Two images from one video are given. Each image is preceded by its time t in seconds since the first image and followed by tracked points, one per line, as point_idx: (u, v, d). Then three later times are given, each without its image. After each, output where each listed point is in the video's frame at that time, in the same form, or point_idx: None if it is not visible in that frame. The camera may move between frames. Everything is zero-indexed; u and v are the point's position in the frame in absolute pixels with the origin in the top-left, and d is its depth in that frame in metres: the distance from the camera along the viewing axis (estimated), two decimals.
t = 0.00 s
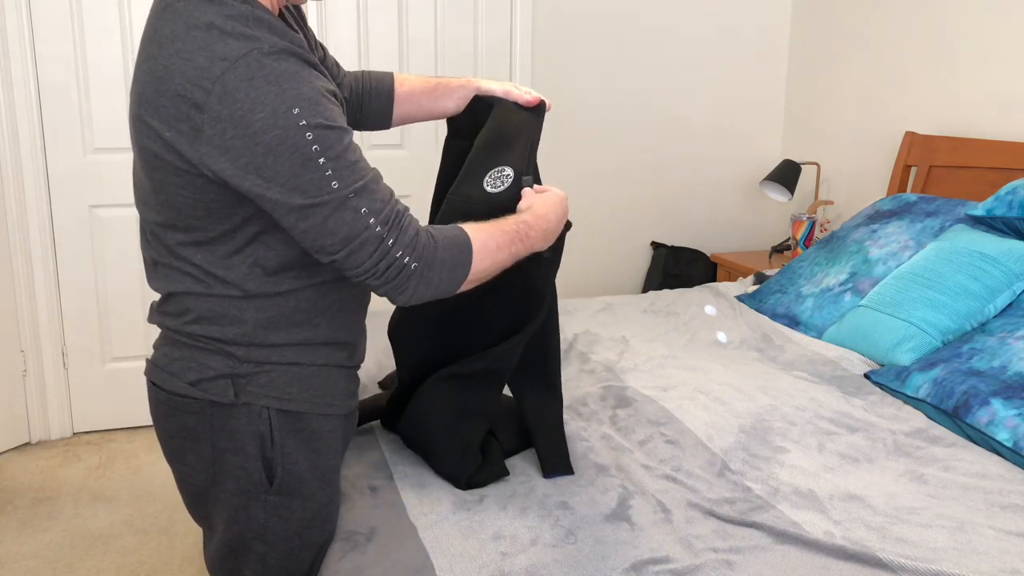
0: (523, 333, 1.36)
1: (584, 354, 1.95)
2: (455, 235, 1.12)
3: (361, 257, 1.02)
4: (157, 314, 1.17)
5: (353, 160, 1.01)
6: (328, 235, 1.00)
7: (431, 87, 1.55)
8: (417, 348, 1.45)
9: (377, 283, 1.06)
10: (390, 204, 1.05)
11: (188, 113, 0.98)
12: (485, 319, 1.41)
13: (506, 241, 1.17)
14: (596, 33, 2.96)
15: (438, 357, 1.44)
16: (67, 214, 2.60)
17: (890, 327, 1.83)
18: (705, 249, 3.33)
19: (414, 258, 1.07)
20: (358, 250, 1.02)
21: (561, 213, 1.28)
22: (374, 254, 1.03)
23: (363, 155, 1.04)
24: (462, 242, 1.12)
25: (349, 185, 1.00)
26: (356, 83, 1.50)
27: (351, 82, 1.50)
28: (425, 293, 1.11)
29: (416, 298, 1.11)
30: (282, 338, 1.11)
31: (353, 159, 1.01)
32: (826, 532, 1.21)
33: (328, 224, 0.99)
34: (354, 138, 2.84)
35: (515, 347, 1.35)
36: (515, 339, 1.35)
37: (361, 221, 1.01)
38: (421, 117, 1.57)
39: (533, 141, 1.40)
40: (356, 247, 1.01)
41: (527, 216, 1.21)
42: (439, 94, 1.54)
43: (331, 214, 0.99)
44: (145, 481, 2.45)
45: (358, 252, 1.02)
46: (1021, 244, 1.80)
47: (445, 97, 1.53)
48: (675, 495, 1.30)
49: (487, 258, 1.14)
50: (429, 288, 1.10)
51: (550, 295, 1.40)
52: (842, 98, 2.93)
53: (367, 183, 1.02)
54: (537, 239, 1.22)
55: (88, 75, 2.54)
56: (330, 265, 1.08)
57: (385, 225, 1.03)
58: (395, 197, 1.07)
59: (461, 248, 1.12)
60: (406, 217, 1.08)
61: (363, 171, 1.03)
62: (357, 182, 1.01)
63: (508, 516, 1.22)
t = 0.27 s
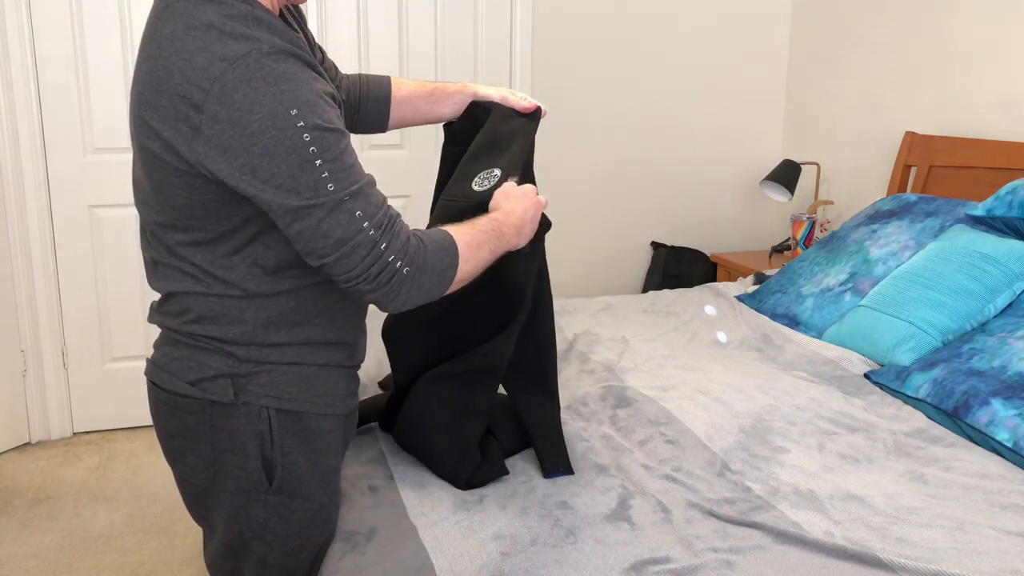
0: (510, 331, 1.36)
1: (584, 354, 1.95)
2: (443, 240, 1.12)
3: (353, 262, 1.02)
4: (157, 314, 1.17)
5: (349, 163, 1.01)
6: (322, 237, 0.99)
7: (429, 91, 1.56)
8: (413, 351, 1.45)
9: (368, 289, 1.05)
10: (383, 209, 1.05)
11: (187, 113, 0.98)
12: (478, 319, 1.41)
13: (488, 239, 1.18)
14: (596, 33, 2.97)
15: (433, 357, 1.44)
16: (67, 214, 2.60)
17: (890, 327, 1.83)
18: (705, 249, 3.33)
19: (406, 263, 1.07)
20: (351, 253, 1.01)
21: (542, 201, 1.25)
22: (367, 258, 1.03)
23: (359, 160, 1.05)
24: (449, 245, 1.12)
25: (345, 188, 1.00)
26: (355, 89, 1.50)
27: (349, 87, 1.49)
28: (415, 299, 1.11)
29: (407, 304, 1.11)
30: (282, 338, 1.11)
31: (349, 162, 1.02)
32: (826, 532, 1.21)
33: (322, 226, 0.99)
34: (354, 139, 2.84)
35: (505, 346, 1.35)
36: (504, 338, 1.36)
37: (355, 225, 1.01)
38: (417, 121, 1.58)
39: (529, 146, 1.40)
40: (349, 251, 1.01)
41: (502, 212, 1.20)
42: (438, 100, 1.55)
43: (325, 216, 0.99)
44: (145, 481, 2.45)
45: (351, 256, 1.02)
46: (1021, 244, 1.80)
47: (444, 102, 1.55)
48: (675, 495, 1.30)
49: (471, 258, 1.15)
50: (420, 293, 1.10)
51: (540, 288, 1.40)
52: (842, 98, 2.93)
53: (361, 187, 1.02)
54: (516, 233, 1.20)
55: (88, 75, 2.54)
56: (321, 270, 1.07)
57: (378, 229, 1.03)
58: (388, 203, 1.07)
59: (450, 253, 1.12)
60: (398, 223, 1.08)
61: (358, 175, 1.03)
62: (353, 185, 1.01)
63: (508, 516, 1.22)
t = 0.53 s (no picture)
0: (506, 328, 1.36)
1: (584, 354, 1.95)
2: (434, 241, 1.12)
3: (347, 261, 1.01)
4: (156, 314, 1.17)
5: (345, 162, 1.01)
6: (317, 235, 0.99)
7: (421, 89, 1.56)
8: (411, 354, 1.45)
9: (361, 288, 1.05)
10: (377, 209, 1.05)
11: (183, 113, 0.98)
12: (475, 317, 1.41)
13: (474, 247, 1.18)
14: (596, 33, 2.97)
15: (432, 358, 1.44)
16: (67, 213, 2.60)
17: (891, 327, 1.83)
18: (705, 249, 3.33)
19: (400, 263, 1.06)
20: (346, 252, 1.01)
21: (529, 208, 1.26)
22: (361, 258, 1.02)
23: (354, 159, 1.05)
24: (441, 247, 1.12)
25: (341, 186, 0.99)
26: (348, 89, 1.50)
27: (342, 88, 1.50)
28: (408, 300, 1.10)
29: (400, 304, 1.10)
30: (281, 337, 1.11)
31: (345, 162, 1.01)
32: (826, 532, 1.21)
33: (318, 225, 0.99)
34: (354, 139, 2.84)
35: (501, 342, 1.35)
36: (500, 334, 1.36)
37: (350, 223, 1.00)
38: (410, 122, 1.58)
39: (515, 141, 1.41)
40: (343, 250, 1.00)
41: (486, 220, 1.20)
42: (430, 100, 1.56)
43: (321, 215, 0.99)
44: (145, 481, 2.45)
45: (346, 255, 1.01)
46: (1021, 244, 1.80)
47: (436, 100, 1.56)
48: (675, 495, 1.30)
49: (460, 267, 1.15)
50: (413, 293, 1.10)
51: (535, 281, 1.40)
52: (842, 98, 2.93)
53: (357, 186, 1.02)
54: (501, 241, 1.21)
55: (88, 75, 2.54)
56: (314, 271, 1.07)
57: (373, 229, 1.03)
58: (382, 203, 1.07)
59: (441, 255, 1.12)
60: (392, 223, 1.08)
61: (354, 174, 1.03)
62: (348, 184, 1.01)
63: (508, 516, 1.22)
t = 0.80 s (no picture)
0: (502, 325, 1.37)
1: (584, 354, 1.95)
2: (421, 240, 1.11)
3: (335, 259, 1.00)
4: (152, 315, 1.17)
5: (335, 159, 1.01)
6: (305, 232, 0.98)
7: (410, 85, 1.55)
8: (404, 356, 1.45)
9: (349, 288, 1.03)
10: (366, 207, 1.04)
11: (175, 111, 0.98)
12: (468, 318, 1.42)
13: (458, 247, 1.17)
14: (597, 33, 2.97)
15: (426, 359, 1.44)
16: (67, 213, 2.60)
17: (890, 327, 1.83)
18: (705, 249, 3.33)
19: (388, 263, 1.05)
20: (334, 250, 1.00)
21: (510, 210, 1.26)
22: (350, 255, 1.01)
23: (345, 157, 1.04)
24: (427, 246, 1.11)
25: (331, 182, 0.99)
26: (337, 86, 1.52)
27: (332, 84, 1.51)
28: (397, 300, 1.09)
29: (388, 305, 1.09)
30: (277, 337, 1.11)
31: (335, 159, 1.01)
32: (826, 532, 1.21)
33: (306, 221, 0.98)
34: (354, 139, 2.84)
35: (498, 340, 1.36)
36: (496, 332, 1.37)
37: (339, 220, 0.99)
38: (400, 119, 1.59)
39: (495, 135, 1.41)
40: (332, 247, 0.99)
41: (467, 220, 1.20)
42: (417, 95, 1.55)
43: (310, 211, 0.98)
44: (145, 481, 2.45)
45: (334, 253, 1.00)
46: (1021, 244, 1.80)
47: (424, 95, 1.55)
48: (675, 495, 1.30)
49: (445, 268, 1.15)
50: (399, 293, 1.09)
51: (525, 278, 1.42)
52: (842, 98, 2.93)
53: (347, 183, 1.01)
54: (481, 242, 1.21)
55: (88, 76, 2.54)
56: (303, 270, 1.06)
57: (362, 227, 1.02)
58: (371, 202, 1.06)
59: (428, 254, 1.11)
60: (381, 222, 1.06)
61: (344, 172, 1.02)
62: (338, 181, 1.00)
63: (507, 516, 1.22)
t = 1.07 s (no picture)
0: (480, 317, 1.36)
1: (584, 354, 1.95)
2: (404, 241, 1.12)
3: (320, 259, 1.00)
4: (148, 316, 1.17)
5: (323, 158, 1.01)
6: (291, 230, 0.98)
7: (405, 88, 1.56)
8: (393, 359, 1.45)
9: (333, 288, 1.03)
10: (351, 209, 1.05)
11: (164, 110, 0.97)
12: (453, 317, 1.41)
13: (436, 249, 1.18)
14: (597, 33, 2.97)
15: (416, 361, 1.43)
16: (67, 214, 2.60)
17: (890, 327, 1.83)
18: (705, 249, 3.33)
19: (372, 264, 1.05)
20: (319, 250, 1.00)
21: (487, 208, 1.24)
22: (335, 255, 1.01)
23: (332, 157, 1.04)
24: (411, 247, 1.12)
25: (318, 181, 0.99)
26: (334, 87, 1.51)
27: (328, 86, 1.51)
28: (380, 301, 1.10)
29: (371, 306, 1.09)
30: (272, 337, 1.11)
31: (323, 158, 1.01)
32: (826, 532, 1.21)
33: (292, 220, 0.98)
34: (354, 138, 2.84)
35: (479, 334, 1.35)
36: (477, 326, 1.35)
37: (325, 220, 1.00)
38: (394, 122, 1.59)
39: (483, 137, 1.41)
40: (317, 247, 1.00)
41: (444, 220, 1.19)
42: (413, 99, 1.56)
43: (296, 210, 0.98)
44: (145, 481, 2.45)
45: (318, 253, 1.00)
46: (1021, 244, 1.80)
47: (419, 99, 1.55)
48: (675, 495, 1.30)
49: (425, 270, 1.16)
50: (382, 295, 1.09)
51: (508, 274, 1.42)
52: (842, 98, 2.93)
53: (334, 183, 1.02)
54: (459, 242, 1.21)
55: (89, 75, 2.54)
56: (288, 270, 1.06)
57: (348, 227, 1.02)
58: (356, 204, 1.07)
59: (410, 255, 1.11)
60: (366, 224, 1.07)
61: (332, 172, 1.02)
62: (326, 180, 1.00)
63: (507, 516, 1.22)
